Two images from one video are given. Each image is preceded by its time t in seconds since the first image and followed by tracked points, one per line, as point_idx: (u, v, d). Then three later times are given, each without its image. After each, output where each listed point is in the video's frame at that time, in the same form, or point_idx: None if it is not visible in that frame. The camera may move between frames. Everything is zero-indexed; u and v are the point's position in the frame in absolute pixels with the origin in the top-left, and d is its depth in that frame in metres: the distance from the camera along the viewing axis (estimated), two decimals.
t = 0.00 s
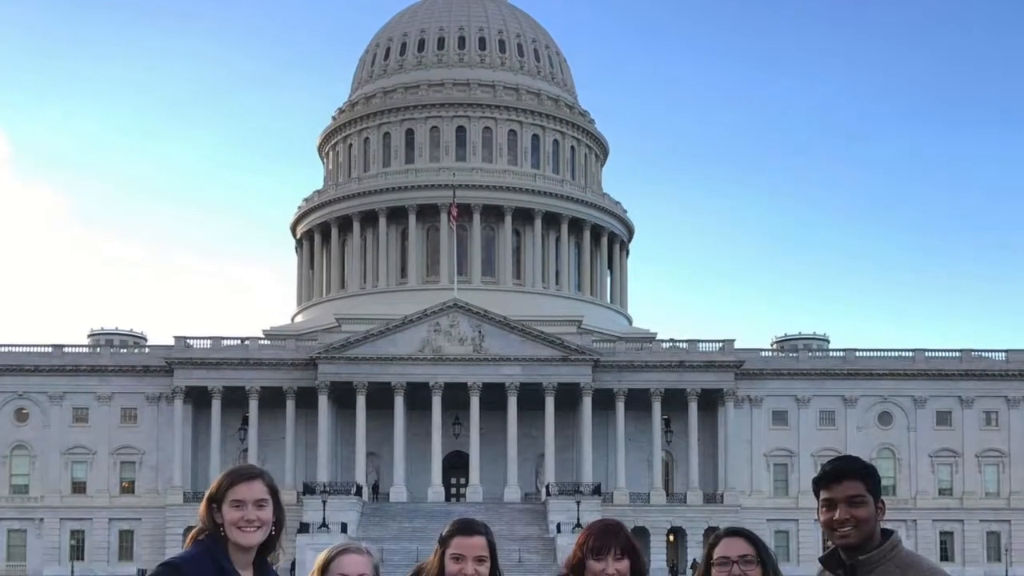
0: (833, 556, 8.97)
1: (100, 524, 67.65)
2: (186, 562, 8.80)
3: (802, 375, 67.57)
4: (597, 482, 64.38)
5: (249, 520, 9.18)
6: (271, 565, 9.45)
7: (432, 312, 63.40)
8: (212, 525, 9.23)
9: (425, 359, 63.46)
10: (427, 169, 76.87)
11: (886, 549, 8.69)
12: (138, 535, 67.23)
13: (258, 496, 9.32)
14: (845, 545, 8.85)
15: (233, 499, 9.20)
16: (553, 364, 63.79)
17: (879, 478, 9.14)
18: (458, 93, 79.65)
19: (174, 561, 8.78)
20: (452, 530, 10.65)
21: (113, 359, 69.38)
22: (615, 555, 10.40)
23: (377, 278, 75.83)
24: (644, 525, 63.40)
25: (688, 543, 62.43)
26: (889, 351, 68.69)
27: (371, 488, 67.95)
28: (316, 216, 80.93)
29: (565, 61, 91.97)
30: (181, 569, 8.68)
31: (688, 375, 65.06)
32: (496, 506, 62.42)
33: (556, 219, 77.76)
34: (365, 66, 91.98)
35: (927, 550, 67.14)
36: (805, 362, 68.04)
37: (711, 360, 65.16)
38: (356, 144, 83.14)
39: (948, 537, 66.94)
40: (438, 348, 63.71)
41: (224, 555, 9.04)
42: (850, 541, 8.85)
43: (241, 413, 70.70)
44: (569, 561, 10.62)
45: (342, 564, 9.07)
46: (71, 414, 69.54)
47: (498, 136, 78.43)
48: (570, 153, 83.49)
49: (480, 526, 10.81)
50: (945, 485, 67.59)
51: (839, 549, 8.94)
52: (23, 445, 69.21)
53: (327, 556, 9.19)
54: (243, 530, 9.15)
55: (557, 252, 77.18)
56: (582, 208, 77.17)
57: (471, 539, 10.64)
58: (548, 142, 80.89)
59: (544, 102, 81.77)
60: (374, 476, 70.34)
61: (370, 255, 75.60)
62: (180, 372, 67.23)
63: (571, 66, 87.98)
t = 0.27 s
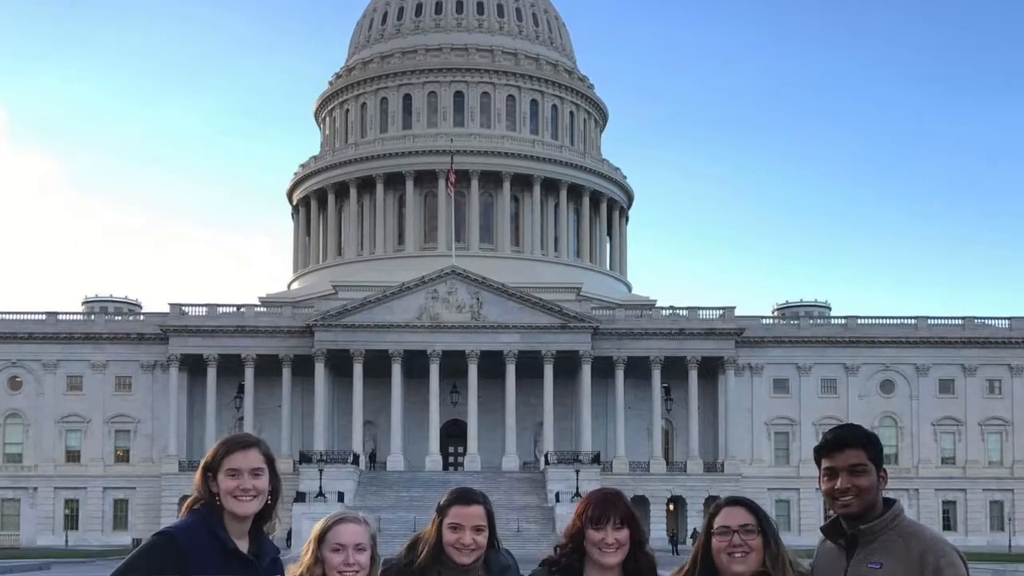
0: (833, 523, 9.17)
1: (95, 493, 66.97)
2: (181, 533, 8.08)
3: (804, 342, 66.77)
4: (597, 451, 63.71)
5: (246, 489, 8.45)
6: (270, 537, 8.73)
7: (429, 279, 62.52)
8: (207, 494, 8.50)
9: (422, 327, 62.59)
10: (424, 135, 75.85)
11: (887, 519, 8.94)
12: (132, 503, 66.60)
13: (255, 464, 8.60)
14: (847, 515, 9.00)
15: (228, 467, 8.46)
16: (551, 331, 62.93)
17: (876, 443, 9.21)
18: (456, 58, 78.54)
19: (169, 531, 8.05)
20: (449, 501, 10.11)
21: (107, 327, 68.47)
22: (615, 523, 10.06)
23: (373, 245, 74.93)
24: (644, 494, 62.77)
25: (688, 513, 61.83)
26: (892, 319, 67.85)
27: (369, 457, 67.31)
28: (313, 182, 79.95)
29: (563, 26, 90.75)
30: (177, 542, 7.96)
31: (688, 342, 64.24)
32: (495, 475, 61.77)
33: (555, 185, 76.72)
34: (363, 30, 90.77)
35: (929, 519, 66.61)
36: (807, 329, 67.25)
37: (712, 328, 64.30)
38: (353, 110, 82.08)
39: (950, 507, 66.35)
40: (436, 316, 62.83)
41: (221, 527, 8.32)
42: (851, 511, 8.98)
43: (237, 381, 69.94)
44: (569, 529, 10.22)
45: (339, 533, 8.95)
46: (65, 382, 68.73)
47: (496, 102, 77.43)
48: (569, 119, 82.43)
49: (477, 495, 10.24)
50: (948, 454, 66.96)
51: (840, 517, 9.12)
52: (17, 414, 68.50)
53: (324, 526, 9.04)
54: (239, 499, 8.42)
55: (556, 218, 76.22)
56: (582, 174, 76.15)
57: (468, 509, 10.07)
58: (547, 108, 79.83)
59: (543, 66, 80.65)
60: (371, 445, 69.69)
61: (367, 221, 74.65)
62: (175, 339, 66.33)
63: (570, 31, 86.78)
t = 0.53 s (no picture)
0: (835, 492, 8.74)
1: (89, 462, 66.30)
2: (176, 500, 7.85)
3: (806, 310, 66.00)
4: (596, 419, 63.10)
5: (241, 458, 8.19)
6: (265, 508, 8.41)
7: (427, 245, 61.70)
8: (203, 464, 8.27)
9: (420, 294, 61.82)
10: (422, 100, 74.85)
11: (888, 489, 8.46)
12: (127, 472, 65.92)
13: (253, 432, 8.36)
14: (848, 484, 8.59)
15: (223, 435, 8.22)
16: (550, 298, 62.16)
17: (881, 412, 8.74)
18: (454, 22, 77.41)
19: (163, 499, 7.83)
20: (445, 470, 9.42)
21: (101, 294, 67.59)
22: (614, 492, 9.38)
23: (371, 211, 74.06)
24: (644, 463, 62.14)
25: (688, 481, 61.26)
26: (894, 286, 67.03)
27: (366, 425, 66.67)
28: (310, 148, 79.00)
29: None
30: (173, 508, 7.77)
31: (689, 310, 63.46)
32: (493, 443, 61.15)
33: (554, 150, 75.74)
34: None
35: (932, 489, 65.98)
36: (808, 297, 66.47)
37: (712, 295, 63.51)
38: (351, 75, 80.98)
39: (954, 475, 65.82)
40: (434, 283, 62.05)
41: (215, 496, 8.04)
42: (853, 479, 8.57)
43: (233, 349, 69.21)
44: (568, 497, 9.53)
45: (335, 502, 8.94)
46: (59, 349, 67.86)
47: (495, 67, 76.37)
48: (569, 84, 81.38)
49: (476, 465, 9.51)
50: (951, 423, 66.39)
51: (841, 486, 8.70)
52: (10, 382, 67.69)
53: (320, 495, 9.03)
54: (235, 466, 8.15)
55: (555, 184, 75.32)
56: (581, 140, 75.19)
57: (466, 477, 9.32)
58: (546, 73, 78.76)
59: (542, 31, 79.53)
60: (368, 413, 69.05)
61: (364, 187, 73.74)
62: (170, 307, 65.52)
63: None
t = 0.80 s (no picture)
0: (836, 460, 8.25)
1: (83, 430, 65.69)
2: (170, 468, 7.25)
3: (808, 276, 65.19)
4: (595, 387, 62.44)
5: (237, 427, 7.58)
6: (263, 478, 7.81)
7: (424, 212, 60.80)
8: (199, 431, 7.67)
9: (417, 260, 60.98)
10: (419, 65, 73.73)
11: (889, 456, 7.97)
12: (121, 440, 65.38)
13: (248, 401, 7.75)
14: (849, 454, 8.08)
15: (219, 402, 7.61)
16: (549, 265, 61.32)
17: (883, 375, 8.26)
18: None
19: (158, 467, 7.24)
20: (443, 438, 8.67)
21: (95, 261, 66.69)
22: (614, 460, 8.68)
23: (367, 177, 73.14)
24: (644, 431, 61.50)
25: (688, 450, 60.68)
26: (895, 252, 66.19)
27: (362, 392, 66.00)
28: (306, 112, 77.99)
29: None
30: (167, 477, 7.16)
31: (689, 277, 62.63)
32: (491, 411, 60.49)
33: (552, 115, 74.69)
34: None
35: (934, 457, 65.41)
36: (809, 263, 65.64)
37: (713, 261, 62.66)
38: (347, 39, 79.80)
39: (956, 444, 65.28)
40: (431, 249, 61.21)
41: (211, 465, 7.44)
42: (853, 449, 8.06)
43: (229, 315, 68.45)
44: (566, 466, 8.81)
45: (331, 470, 8.33)
46: (53, 316, 67.04)
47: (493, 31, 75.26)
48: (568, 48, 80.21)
49: (474, 434, 8.75)
50: (953, 390, 65.78)
51: (842, 455, 8.17)
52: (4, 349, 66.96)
53: (317, 464, 8.44)
54: (231, 439, 7.55)
55: (554, 148, 74.33)
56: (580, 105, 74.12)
57: (463, 444, 8.57)
58: (545, 37, 77.57)
59: None
60: (365, 379, 68.46)
61: (361, 152, 72.77)
62: (164, 274, 64.66)
63: None
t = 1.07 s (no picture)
0: (836, 428, 7.53)
1: (77, 397, 65.08)
2: (164, 437, 6.61)
3: (809, 243, 64.41)
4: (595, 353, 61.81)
5: (233, 393, 6.93)
6: (262, 446, 7.17)
7: (422, 177, 59.96)
8: (194, 399, 7.02)
9: (414, 226, 60.18)
10: (417, 29, 72.66)
11: (891, 424, 7.26)
12: (116, 408, 64.80)
13: (244, 368, 7.11)
14: (851, 422, 7.37)
15: (215, 368, 6.98)
16: (547, 231, 60.53)
17: (885, 340, 7.59)
18: None
19: (152, 434, 6.61)
20: (440, 405, 7.98)
21: (90, 227, 65.84)
22: (614, 428, 7.97)
23: (364, 142, 72.20)
24: (644, 398, 60.85)
25: (688, 417, 60.08)
26: (897, 219, 65.38)
27: (359, 359, 65.42)
28: (302, 76, 77.00)
29: None
30: (162, 445, 6.53)
31: (689, 243, 61.86)
32: (489, 377, 59.91)
33: (550, 79, 73.66)
34: None
35: (936, 424, 64.86)
36: (811, 229, 64.87)
37: (713, 227, 61.88)
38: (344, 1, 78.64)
39: (959, 411, 64.77)
40: (429, 214, 60.41)
41: (207, 433, 6.81)
42: (855, 417, 7.35)
43: (224, 282, 67.73)
44: (565, 434, 8.09)
45: (328, 436, 7.59)
46: (47, 283, 66.27)
47: None
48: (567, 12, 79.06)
49: (472, 400, 8.04)
50: (956, 357, 65.15)
51: (844, 423, 7.47)
52: None
53: (312, 431, 7.73)
54: (227, 407, 6.91)
55: (553, 113, 73.37)
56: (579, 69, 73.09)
57: (461, 411, 7.86)
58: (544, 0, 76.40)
59: None
60: (362, 346, 67.82)
61: (358, 117, 71.82)
62: (159, 241, 63.86)
63: None
